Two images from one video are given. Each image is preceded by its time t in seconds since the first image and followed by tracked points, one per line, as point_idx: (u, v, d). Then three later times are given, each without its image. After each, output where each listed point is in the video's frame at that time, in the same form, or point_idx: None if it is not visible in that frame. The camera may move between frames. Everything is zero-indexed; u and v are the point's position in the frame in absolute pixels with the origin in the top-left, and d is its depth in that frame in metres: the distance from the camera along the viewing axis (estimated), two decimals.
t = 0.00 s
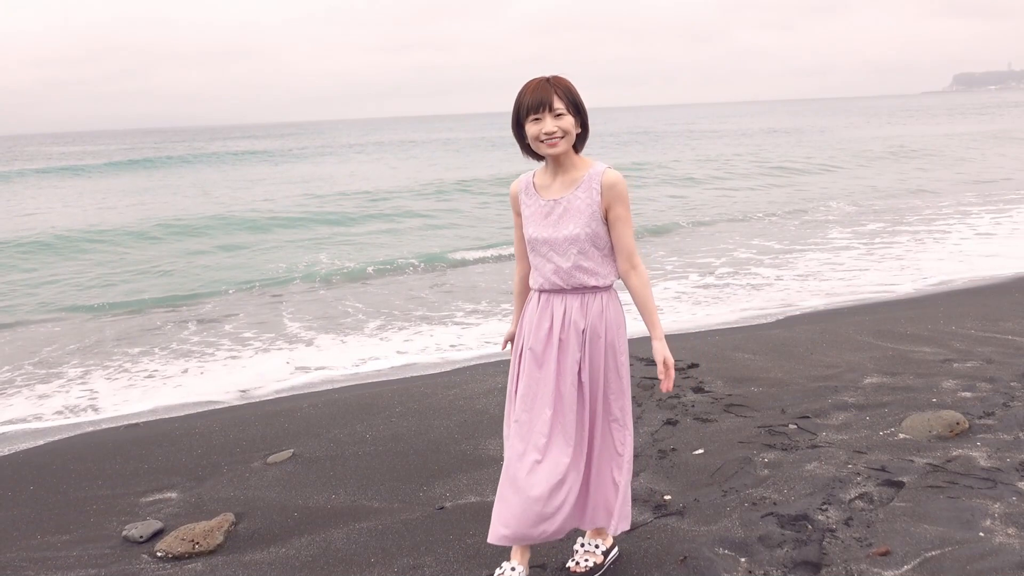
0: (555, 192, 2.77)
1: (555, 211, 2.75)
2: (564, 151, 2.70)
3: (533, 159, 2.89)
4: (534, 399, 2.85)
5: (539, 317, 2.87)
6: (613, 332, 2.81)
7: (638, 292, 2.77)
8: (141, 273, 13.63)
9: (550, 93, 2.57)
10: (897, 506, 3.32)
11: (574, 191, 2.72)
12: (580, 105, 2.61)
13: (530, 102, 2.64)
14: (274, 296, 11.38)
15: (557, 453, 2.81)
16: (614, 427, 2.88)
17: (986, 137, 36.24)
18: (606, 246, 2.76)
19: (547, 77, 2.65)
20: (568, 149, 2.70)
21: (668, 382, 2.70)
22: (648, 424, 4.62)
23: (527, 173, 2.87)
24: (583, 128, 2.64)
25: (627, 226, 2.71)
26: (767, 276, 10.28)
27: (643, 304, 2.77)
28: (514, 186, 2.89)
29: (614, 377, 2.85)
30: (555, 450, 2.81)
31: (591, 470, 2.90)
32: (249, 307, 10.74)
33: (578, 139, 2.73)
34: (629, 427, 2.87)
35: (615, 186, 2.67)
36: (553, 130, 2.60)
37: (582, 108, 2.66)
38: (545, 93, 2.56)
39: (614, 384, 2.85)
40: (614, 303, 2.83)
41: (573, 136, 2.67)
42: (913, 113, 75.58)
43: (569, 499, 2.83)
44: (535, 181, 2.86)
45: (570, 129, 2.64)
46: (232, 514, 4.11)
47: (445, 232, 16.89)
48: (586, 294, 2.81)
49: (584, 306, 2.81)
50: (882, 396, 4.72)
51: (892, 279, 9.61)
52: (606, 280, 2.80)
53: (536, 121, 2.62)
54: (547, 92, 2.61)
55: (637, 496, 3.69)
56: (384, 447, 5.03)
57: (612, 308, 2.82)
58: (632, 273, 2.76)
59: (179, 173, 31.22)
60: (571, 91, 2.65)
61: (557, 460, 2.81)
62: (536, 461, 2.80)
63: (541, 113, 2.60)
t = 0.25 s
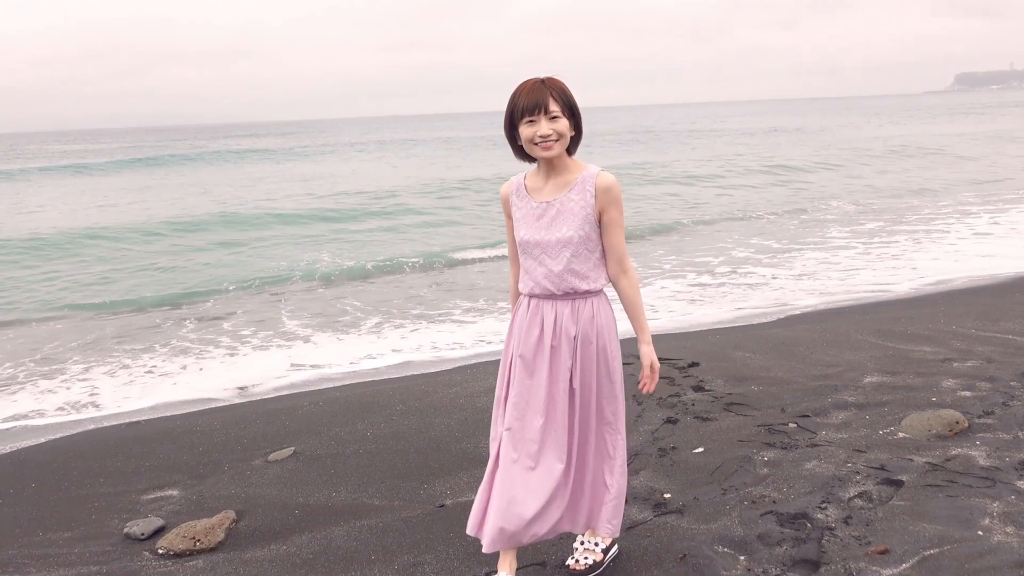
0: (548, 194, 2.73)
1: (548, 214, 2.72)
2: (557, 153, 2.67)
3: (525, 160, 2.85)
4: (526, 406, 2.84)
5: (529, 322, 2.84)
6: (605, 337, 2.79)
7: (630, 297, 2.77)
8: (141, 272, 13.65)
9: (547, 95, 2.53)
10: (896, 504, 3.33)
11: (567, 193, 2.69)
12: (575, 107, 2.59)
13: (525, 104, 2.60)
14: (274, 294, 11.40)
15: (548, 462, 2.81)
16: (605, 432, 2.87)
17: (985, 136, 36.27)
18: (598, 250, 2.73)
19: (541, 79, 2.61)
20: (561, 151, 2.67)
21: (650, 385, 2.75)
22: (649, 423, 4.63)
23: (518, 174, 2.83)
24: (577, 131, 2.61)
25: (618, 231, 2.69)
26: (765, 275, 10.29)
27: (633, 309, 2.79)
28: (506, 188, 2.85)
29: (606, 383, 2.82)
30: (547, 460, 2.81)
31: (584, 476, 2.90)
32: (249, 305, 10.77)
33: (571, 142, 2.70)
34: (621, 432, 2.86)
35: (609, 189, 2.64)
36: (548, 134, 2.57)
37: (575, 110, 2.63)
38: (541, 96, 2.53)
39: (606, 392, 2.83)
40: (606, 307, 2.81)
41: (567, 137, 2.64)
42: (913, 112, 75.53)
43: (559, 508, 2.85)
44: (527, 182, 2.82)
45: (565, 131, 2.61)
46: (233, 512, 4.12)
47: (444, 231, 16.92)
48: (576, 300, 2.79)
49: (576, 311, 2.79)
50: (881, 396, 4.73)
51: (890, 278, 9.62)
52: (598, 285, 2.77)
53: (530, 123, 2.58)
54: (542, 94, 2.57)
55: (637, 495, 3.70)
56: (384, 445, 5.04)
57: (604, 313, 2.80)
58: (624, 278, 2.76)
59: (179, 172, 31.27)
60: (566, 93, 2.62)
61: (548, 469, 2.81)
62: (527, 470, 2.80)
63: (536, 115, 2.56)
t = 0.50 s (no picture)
0: (539, 199, 2.68)
1: (539, 220, 2.66)
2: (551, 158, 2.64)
3: (516, 166, 2.81)
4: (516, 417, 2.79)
5: (516, 329, 2.78)
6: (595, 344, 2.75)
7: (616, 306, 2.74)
8: (143, 271, 13.68)
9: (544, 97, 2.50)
10: (897, 502, 3.33)
11: (560, 199, 2.64)
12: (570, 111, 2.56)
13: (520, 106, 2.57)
14: (276, 293, 11.42)
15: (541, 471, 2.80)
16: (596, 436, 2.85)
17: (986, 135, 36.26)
18: (588, 258, 2.68)
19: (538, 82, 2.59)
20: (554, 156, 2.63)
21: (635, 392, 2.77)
22: (651, 421, 4.65)
23: (509, 179, 2.79)
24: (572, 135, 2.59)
25: (609, 239, 2.65)
26: (765, 274, 10.29)
27: (620, 318, 2.76)
28: (496, 193, 2.80)
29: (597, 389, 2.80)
30: (540, 469, 2.80)
31: (575, 479, 2.90)
32: (251, 304, 10.78)
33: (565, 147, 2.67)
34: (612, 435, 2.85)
35: (602, 197, 2.60)
36: (544, 136, 2.54)
37: (570, 115, 2.61)
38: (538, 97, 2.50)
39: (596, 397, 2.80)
40: (596, 313, 2.76)
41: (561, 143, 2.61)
42: (914, 112, 75.47)
43: (552, 514, 2.86)
44: (518, 188, 2.77)
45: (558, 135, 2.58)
46: (237, 509, 4.14)
47: (445, 230, 16.93)
48: (565, 307, 2.73)
49: (564, 319, 2.74)
50: (884, 394, 4.74)
51: (891, 276, 9.62)
52: (587, 292, 2.72)
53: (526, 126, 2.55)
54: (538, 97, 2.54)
55: (639, 493, 3.71)
56: (388, 443, 5.06)
57: (594, 320, 2.75)
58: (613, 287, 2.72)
59: (180, 171, 31.32)
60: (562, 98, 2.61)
61: (541, 478, 2.80)
62: (520, 481, 2.79)
63: (532, 117, 2.53)
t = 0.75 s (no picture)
0: (529, 201, 2.60)
1: (527, 224, 2.58)
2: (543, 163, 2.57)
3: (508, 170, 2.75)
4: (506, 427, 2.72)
5: (502, 336, 2.70)
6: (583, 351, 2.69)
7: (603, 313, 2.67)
8: (146, 269, 13.72)
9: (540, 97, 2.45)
10: (899, 501, 3.35)
11: (550, 202, 2.56)
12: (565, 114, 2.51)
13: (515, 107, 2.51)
14: (279, 292, 11.45)
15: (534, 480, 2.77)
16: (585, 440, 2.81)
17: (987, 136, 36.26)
18: (576, 264, 2.61)
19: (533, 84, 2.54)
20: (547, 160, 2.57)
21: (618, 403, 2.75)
22: (654, 420, 4.67)
23: (499, 182, 2.72)
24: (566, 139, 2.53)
25: (599, 245, 2.57)
26: (765, 274, 10.30)
27: (607, 325, 2.69)
28: (485, 195, 2.73)
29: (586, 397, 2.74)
30: (532, 480, 2.77)
31: (565, 482, 2.88)
32: (253, 302, 10.82)
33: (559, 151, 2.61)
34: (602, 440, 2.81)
35: (594, 204, 2.52)
36: (539, 138, 2.47)
37: (565, 118, 2.55)
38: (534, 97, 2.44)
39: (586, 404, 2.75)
40: (583, 319, 2.70)
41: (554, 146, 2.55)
42: (916, 112, 75.43)
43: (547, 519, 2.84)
44: (507, 190, 2.70)
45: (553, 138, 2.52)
46: (242, 505, 4.17)
47: (447, 230, 16.96)
48: (551, 314, 2.66)
49: (551, 326, 2.66)
50: (886, 393, 4.75)
51: (891, 276, 9.63)
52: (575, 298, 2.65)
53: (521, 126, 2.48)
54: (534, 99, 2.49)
55: (641, 490, 3.74)
56: (392, 440, 5.08)
57: (581, 325, 2.69)
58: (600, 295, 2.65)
59: (182, 169, 31.40)
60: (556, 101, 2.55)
61: (532, 487, 2.78)
62: (513, 493, 2.75)
63: (528, 117, 2.47)
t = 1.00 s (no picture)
0: (519, 197, 2.61)
1: (517, 220, 2.59)
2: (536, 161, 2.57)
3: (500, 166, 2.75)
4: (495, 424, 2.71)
5: (490, 333, 2.70)
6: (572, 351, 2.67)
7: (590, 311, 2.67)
8: (150, 268, 13.78)
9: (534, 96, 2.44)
10: (900, 497, 3.37)
11: (540, 199, 2.56)
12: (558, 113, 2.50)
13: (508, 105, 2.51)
14: (282, 290, 11.48)
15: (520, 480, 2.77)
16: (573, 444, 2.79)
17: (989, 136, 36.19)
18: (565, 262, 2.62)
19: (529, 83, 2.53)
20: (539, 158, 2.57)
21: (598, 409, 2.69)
22: (657, 417, 4.70)
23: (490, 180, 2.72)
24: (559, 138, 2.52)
25: (588, 242, 2.58)
26: (765, 272, 10.31)
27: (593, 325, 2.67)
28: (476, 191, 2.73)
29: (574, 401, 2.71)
30: (520, 478, 2.76)
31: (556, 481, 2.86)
32: (257, 300, 10.86)
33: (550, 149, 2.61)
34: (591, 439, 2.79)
35: (583, 201, 2.54)
36: (531, 135, 2.47)
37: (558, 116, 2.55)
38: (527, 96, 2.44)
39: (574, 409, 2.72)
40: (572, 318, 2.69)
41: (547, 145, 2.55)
42: (919, 111, 75.33)
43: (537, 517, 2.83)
44: (496, 187, 2.70)
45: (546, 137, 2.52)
46: (248, 500, 4.20)
47: (449, 229, 17.00)
48: (541, 312, 2.66)
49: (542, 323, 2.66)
50: (889, 391, 4.76)
51: (891, 275, 9.65)
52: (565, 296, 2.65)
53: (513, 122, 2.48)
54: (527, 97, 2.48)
55: (644, 486, 3.77)
56: (397, 437, 5.11)
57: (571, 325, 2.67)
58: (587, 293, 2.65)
59: (185, 168, 31.48)
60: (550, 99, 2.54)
61: (521, 486, 2.78)
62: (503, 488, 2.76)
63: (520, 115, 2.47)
